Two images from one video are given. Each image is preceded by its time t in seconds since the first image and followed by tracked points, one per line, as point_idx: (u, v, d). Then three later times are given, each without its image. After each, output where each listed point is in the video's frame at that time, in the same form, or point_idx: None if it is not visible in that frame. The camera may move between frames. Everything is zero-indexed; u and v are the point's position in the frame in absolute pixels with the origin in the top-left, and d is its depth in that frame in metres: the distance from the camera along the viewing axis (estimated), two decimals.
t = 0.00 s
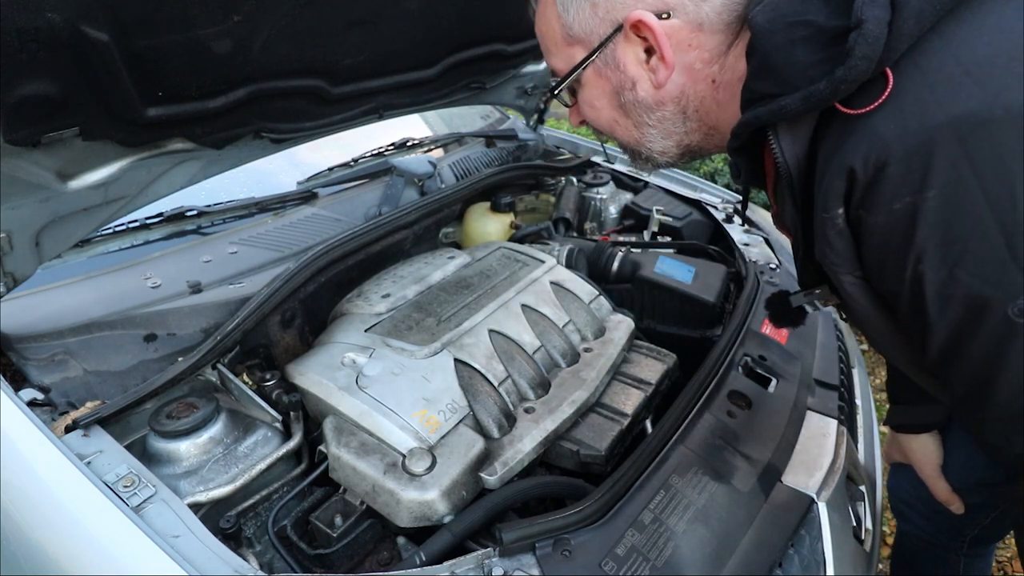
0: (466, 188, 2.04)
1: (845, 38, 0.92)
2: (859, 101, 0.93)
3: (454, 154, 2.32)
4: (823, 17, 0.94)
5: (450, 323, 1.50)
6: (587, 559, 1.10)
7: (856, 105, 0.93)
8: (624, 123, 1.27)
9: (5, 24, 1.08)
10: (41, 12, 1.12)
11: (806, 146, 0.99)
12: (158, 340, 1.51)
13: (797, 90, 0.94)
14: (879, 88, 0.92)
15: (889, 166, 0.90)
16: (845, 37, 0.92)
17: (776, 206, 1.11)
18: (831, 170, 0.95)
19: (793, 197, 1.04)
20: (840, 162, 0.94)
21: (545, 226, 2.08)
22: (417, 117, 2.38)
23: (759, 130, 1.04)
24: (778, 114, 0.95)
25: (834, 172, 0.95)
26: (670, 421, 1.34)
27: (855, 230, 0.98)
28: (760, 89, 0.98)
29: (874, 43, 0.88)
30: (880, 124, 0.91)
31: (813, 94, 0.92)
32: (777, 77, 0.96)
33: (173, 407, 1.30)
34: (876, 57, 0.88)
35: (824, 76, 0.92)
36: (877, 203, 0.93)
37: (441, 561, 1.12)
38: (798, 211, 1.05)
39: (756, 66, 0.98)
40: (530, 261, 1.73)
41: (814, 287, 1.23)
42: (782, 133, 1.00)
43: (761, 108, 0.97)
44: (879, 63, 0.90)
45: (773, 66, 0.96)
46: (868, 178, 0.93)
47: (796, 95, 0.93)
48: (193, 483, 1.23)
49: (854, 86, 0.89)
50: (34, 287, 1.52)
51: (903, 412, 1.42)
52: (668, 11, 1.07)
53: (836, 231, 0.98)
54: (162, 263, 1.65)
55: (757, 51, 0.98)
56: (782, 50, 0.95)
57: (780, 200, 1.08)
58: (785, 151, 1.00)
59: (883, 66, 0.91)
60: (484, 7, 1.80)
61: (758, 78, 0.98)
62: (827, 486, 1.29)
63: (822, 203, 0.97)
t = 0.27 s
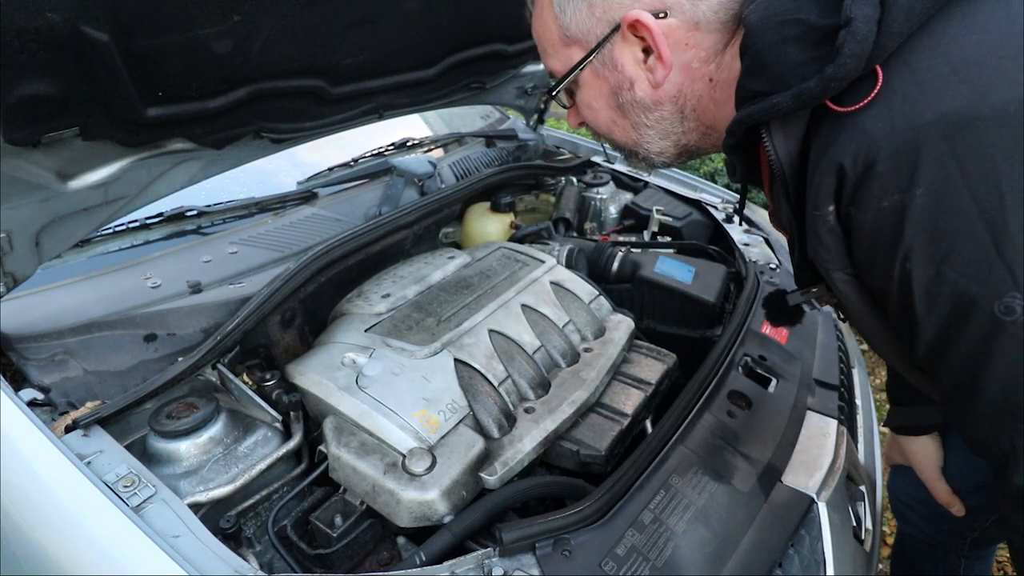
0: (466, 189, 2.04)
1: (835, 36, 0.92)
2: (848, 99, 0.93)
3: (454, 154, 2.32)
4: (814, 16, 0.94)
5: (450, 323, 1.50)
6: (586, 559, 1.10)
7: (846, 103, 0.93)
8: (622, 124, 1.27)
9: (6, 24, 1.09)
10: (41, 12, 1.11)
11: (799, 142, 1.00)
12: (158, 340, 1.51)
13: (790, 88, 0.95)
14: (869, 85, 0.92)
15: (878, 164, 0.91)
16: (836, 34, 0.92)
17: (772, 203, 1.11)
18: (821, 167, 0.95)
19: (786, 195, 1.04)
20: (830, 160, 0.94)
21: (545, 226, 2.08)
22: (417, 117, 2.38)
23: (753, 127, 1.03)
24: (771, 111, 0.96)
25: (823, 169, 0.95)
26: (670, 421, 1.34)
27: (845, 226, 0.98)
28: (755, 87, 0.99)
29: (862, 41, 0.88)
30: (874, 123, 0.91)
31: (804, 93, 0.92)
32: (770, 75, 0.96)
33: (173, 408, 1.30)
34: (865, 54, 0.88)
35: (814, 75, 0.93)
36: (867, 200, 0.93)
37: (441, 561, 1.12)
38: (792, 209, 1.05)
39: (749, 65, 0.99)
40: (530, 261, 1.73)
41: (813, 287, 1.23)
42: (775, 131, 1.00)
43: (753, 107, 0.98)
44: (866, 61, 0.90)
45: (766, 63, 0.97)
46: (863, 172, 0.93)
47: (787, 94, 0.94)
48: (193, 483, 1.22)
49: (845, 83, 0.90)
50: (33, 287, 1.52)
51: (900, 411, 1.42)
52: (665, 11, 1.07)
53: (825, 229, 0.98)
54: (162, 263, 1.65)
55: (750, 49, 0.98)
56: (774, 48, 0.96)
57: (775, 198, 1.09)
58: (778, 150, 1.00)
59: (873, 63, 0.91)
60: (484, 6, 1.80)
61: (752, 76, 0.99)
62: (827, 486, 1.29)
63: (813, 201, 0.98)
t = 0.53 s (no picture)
0: (467, 189, 2.04)
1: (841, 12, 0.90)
2: (855, 74, 0.91)
3: (454, 154, 2.33)
4: None
5: (450, 323, 1.50)
6: (587, 558, 1.10)
7: (851, 78, 0.91)
8: (623, 106, 1.26)
9: (5, 25, 1.07)
10: (41, 13, 1.10)
11: (802, 118, 0.97)
12: (158, 340, 1.51)
13: (795, 63, 0.92)
14: (876, 59, 0.90)
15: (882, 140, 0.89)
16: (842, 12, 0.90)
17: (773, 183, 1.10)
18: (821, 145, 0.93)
19: (789, 174, 1.02)
20: (831, 136, 0.92)
21: (546, 226, 2.08)
22: (417, 116, 2.38)
23: (757, 105, 1.01)
24: (777, 87, 0.93)
25: (823, 147, 0.92)
26: (670, 421, 1.34)
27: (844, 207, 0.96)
28: (758, 63, 0.95)
29: (870, 15, 0.86)
30: (880, 100, 0.89)
31: (810, 67, 0.89)
32: (776, 50, 0.93)
33: (173, 407, 1.30)
34: (873, 29, 0.86)
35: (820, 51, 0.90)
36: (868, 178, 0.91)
37: (441, 561, 1.12)
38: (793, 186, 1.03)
39: (753, 40, 0.96)
40: (530, 261, 1.74)
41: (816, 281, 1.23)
42: (778, 108, 0.97)
43: (758, 83, 0.95)
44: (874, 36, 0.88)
45: (771, 38, 0.93)
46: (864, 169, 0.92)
47: (793, 68, 0.91)
48: (193, 483, 1.22)
49: (852, 57, 0.88)
50: (33, 287, 1.52)
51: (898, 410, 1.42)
52: None
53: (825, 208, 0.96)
54: (162, 263, 1.65)
55: (755, 24, 0.95)
56: (780, 23, 0.93)
57: (778, 178, 1.07)
58: (781, 127, 0.98)
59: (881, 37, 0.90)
60: (485, 7, 1.80)
61: (754, 51, 0.96)
62: (827, 486, 1.29)
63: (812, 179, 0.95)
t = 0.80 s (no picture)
0: (467, 189, 2.04)
1: None
2: (871, 46, 0.90)
3: (454, 154, 2.33)
4: None
5: (450, 323, 1.50)
6: (587, 558, 1.10)
7: (867, 50, 0.90)
8: (628, 84, 1.20)
9: (5, 25, 1.07)
10: (41, 12, 1.10)
11: (815, 92, 0.95)
12: (158, 340, 1.51)
13: (809, 34, 0.90)
14: (895, 31, 0.89)
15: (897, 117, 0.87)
16: None
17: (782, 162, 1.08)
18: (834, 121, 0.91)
19: (799, 154, 1.00)
20: (845, 111, 0.90)
21: (546, 226, 2.08)
22: (417, 116, 2.38)
23: (766, 82, 0.99)
24: (791, 59, 0.91)
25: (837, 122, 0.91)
26: (670, 421, 1.34)
27: (854, 184, 0.95)
28: (771, 36, 0.94)
29: None
30: (894, 80, 0.87)
31: (826, 38, 0.88)
32: (790, 20, 0.91)
33: (173, 408, 1.30)
34: None
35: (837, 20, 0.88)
36: (882, 157, 0.89)
37: (441, 561, 1.12)
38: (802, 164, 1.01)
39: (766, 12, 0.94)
40: (530, 261, 1.74)
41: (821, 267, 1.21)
42: (790, 81, 0.95)
43: (771, 56, 0.93)
44: (891, 8, 0.86)
45: (785, 9, 0.92)
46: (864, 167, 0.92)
47: (807, 40, 0.89)
48: (192, 483, 1.22)
49: (869, 29, 0.86)
50: (33, 287, 1.52)
51: (899, 405, 1.42)
52: None
53: (835, 184, 0.95)
54: (162, 263, 1.65)
55: None
56: None
57: (787, 156, 1.05)
58: (792, 100, 0.96)
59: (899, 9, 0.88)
60: (485, 7, 1.80)
61: (767, 24, 0.94)
62: (827, 485, 1.29)
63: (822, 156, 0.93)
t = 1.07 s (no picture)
0: (467, 189, 2.04)
1: None
2: None
3: (454, 154, 2.33)
4: None
5: (450, 323, 1.50)
6: (586, 558, 1.10)
7: None
8: (638, 24, 1.16)
9: (5, 25, 1.06)
10: (41, 12, 1.09)
11: (841, 19, 0.91)
12: (158, 340, 1.51)
13: None
14: None
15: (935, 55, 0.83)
16: None
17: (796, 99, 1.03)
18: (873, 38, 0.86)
19: (820, 82, 0.95)
20: (887, 29, 0.85)
21: (545, 226, 2.08)
22: (417, 116, 2.38)
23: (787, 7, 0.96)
24: None
25: (878, 40, 0.85)
26: (670, 421, 1.34)
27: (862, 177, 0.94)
28: None
29: None
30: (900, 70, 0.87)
31: None
32: None
33: (173, 407, 1.30)
34: None
35: None
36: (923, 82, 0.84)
37: (441, 561, 1.12)
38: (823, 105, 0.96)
39: None
40: (530, 261, 1.74)
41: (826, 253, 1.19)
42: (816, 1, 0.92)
43: None
44: None
45: None
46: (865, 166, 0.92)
47: None
48: (192, 483, 1.22)
49: None
50: (33, 287, 1.52)
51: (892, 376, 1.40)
52: None
53: (863, 114, 0.89)
54: (162, 263, 1.65)
55: None
56: None
57: (803, 90, 1.00)
58: (816, 22, 0.92)
59: None
60: (485, 7, 1.80)
61: None
62: (827, 485, 1.29)
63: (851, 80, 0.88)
